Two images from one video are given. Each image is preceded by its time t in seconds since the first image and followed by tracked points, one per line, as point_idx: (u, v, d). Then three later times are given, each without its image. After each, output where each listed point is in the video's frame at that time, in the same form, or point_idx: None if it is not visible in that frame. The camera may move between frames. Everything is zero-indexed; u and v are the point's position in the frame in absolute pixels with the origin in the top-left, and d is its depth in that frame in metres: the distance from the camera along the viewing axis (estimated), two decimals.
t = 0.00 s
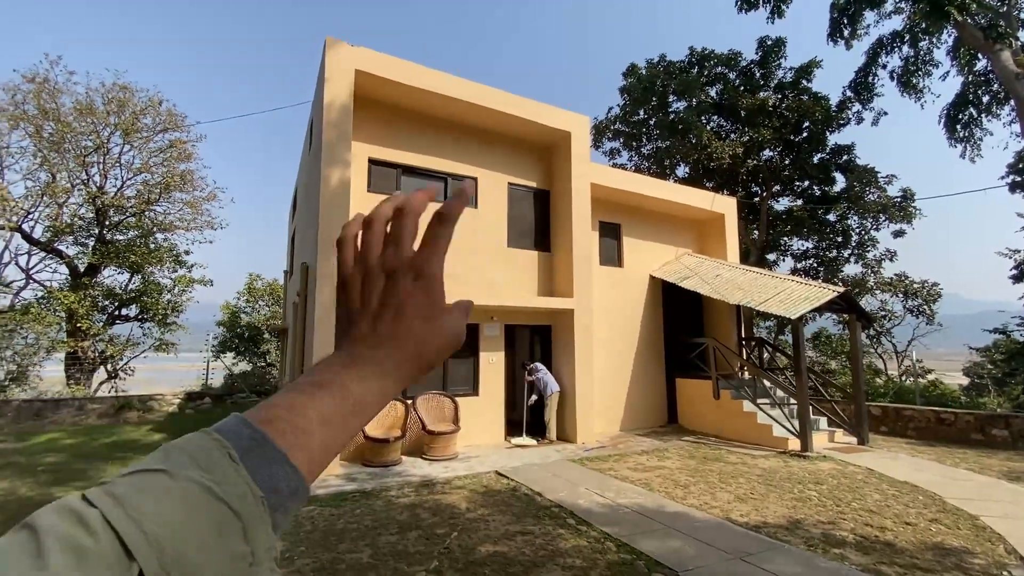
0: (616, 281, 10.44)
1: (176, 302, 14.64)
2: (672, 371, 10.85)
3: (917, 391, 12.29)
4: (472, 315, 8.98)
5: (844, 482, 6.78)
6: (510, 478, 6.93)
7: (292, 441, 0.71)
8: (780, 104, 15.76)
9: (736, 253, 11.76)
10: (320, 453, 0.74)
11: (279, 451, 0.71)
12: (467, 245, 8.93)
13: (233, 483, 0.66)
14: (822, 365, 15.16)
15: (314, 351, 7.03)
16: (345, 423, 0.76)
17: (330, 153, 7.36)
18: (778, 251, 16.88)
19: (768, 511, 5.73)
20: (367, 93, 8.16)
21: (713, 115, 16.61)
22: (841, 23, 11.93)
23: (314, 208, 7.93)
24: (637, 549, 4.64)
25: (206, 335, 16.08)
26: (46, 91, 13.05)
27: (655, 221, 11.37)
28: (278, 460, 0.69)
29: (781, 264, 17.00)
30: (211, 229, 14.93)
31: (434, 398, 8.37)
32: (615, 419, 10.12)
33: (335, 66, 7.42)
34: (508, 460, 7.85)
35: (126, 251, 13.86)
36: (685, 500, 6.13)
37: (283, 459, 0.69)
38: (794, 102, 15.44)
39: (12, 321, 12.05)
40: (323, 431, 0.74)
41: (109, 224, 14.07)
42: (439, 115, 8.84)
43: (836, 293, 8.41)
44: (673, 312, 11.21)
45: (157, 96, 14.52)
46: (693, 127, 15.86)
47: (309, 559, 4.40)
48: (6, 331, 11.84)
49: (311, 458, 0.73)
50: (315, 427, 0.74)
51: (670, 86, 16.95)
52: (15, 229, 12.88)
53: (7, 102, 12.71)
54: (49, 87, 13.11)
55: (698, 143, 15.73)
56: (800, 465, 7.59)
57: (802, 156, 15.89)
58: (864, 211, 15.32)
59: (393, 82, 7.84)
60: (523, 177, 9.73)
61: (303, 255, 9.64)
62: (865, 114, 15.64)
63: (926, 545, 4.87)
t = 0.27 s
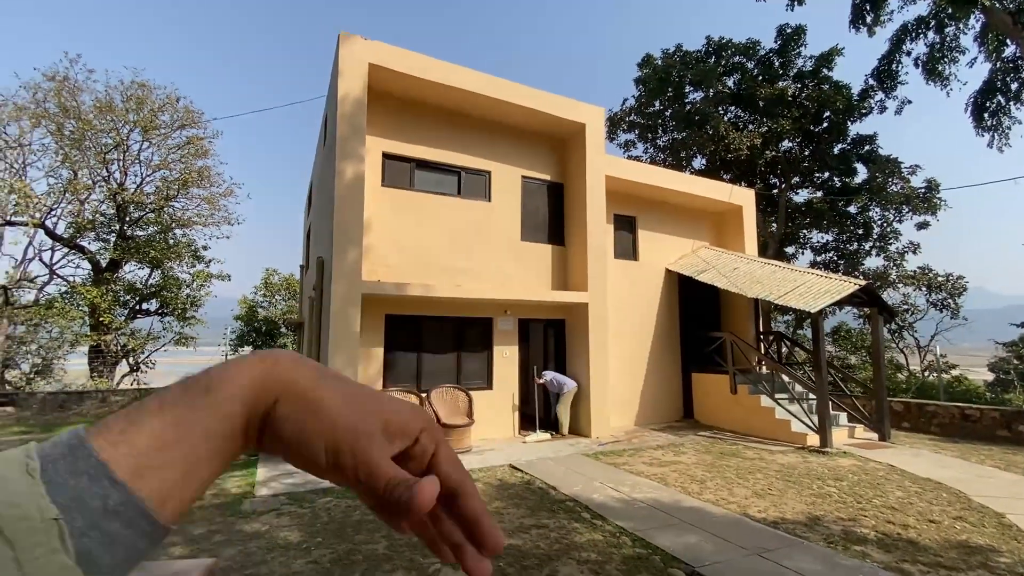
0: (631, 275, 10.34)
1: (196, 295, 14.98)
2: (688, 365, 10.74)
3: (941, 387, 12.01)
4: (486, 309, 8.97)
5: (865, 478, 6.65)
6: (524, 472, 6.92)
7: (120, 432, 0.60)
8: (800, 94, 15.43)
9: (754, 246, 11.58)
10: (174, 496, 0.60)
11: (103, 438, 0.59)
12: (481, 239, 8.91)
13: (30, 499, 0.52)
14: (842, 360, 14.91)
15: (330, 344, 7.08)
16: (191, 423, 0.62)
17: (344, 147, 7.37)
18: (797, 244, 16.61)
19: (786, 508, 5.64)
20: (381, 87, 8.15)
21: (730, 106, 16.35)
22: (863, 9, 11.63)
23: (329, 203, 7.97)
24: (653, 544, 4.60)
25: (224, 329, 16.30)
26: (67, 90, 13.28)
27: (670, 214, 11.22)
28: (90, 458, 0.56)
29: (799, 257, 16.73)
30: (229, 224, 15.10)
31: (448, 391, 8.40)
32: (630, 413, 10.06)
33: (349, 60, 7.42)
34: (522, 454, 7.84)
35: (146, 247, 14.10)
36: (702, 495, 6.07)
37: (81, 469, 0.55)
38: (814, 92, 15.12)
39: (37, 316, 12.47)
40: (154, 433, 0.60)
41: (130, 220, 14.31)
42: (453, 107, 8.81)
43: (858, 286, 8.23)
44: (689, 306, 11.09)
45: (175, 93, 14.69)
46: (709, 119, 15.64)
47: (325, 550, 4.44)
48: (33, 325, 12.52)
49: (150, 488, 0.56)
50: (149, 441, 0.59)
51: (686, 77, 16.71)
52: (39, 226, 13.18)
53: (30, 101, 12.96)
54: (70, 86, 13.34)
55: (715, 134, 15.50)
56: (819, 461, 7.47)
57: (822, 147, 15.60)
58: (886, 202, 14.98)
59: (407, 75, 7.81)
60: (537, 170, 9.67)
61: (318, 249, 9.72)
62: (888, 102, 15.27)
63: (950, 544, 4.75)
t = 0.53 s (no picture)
0: (649, 266, 10.23)
1: (218, 290, 15.07)
2: (708, 357, 10.61)
3: (971, 378, 11.67)
4: (503, 301, 8.95)
5: (891, 472, 6.50)
6: (542, 464, 6.92)
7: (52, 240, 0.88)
8: (823, 78, 15.01)
9: (776, 235, 11.35)
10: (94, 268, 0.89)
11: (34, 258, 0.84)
12: (497, 231, 8.88)
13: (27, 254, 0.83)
14: (867, 351, 14.58)
15: (349, 337, 7.14)
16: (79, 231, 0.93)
17: (360, 141, 7.38)
18: (820, 233, 16.25)
19: (809, 501, 5.55)
20: (396, 79, 8.13)
21: (751, 92, 15.98)
22: None
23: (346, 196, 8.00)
24: (673, 537, 4.56)
25: (246, 323, 16.55)
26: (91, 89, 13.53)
27: (689, 203, 11.05)
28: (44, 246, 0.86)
29: (823, 247, 16.36)
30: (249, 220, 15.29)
31: (465, 383, 8.44)
32: (648, 405, 9.98)
33: (363, 52, 7.40)
34: (540, 446, 7.84)
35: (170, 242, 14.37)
36: (722, 488, 6.00)
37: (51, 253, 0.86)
38: (838, 76, 14.68)
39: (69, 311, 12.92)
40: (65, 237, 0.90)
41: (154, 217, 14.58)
42: (468, 99, 8.76)
43: (884, 275, 8.00)
44: (708, 297, 10.93)
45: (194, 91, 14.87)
46: (729, 106, 15.32)
47: (347, 539, 4.49)
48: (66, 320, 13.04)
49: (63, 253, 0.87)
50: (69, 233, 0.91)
51: (705, 63, 16.36)
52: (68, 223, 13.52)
53: (56, 101, 13.24)
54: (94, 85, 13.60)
55: (735, 121, 15.18)
56: (843, 454, 7.32)
57: (847, 133, 15.21)
58: (914, 188, 14.56)
59: (421, 67, 7.78)
60: (553, 161, 9.59)
61: (336, 243, 9.79)
62: (916, 85, 14.78)
63: (981, 539, 4.62)
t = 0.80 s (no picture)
0: (668, 255, 10.10)
1: (240, 284, 15.48)
2: (728, 347, 10.46)
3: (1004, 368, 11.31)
4: (519, 292, 8.93)
5: (919, 464, 6.34)
6: (560, 454, 6.91)
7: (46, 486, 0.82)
8: (848, 59, 14.55)
9: (798, 222, 11.11)
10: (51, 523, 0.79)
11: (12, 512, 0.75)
12: (513, 222, 8.84)
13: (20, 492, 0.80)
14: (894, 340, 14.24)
15: (367, 329, 7.19)
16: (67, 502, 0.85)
17: (376, 134, 7.39)
18: (844, 219, 15.87)
19: (833, 493, 5.45)
20: (410, 71, 8.11)
21: (772, 76, 15.59)
22: None
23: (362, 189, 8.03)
24: (693, 528, 4.52)
25: (268, 316, 16.79)
26: (114, 88, 13.79)
27: (708, 191, 10.86)
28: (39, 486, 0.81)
29: (847, 234, 15.98)
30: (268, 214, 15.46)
31: (482, 374, 8.49)
32: (667, 396, 9.90)
33: (378, 46, 7.39)
34: (558, 436, 7.83)
35: (192, 238, 14.64)
36: (744, 479, 5.92)
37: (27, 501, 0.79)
38: (864, 57, 14.21)
39: (98, 306, 13.33)
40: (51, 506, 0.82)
41: (176, 213, 14.84)
42: (483, 89, 8.70)
43: (912, 262, 7.77)
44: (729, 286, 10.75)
45: (213, 88, 15.04)
46: (749, 90, 14.99)
47: (367, 528, 4.55)
48: (95, 314, 13.41)
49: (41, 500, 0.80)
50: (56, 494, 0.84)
51: (724, 47, 15.99)
52: (94, 220, 13.85)
53: (80, 101, 13.52)
54: (116, 85, 13.84)
55: (756, 106, 14.84)
56: (869, 445, 7.17)
57: (873, 115, 14.78)
58: (944, 171, 14.12)
59: (435, 58, 7.74)
60: (570, 150, 9.49)
61: (354, 236, 9.87)
62: (946, 65, 14.28)
63: (1013, 532, 4.49)
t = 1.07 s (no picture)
0: (685, 245, 9.98)
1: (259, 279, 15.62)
2: (747, 338, 10.33)
3: None
4: (535, 284, 8.91)
5: (945, 455, 6.20)
6: (577, 446, 6.90)
7: None
8: (871, 41, 14.12)
9: (819, 210, 10.89)
10: None
11: None
12: (528, 213, 8.81)
13: None
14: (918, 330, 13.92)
15: (384, 322, 7.23)
16: None
17: (390, 127, 7.39)
18: (867, 207, 15.52)
19: (856, 485, 5.36)
20: (423, 63, 8.08)
21: (791, 60, 15.23)
22: None
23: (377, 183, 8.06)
24: (712, 519, 4.48)
25: (286, 309, 16.98)
26: (133, 88, 14.01)
27: (726, 180, 10.69)
28: None
29: (870, 221, 15.64)
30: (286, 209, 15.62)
31: (498, 366, 8.48)
32: (685, 388, 9.82)
33: (391, 39, 7.38)
34: (575, 428, 7.82)
35: (212, 234, 14.86)
36: (763, 470, 5.85)
37: None
38: (888, 38, 13.78)
39: (122, 301, 13.71)
40: None
41: (196, 210, 15.05)
42: (496, 80, 8.65)
43: (938, 249, 7.57)
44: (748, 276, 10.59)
45: (229, 85, 15.19)
46: (768, 76, 14.66)
47: (387, 517, 4.59)
48: (121, 310, 13.72)
49: None
50: None
51: (742, 32, 15.64)
52: (117, 218, 14.13)
53: (101, 101, 13.77)
54: (136, 84, 14.06)
55: (775, 92, 14.52)
56: (893, 436, 7.04)
57: (897, 99, 14.39)
58: (972, 155, 13.74)
59: (448, 50, 7.70)
60: (584, 141, 9.40)
61: (369, 230, 9.92)
62: (974, 45, 13.86)
63: None
